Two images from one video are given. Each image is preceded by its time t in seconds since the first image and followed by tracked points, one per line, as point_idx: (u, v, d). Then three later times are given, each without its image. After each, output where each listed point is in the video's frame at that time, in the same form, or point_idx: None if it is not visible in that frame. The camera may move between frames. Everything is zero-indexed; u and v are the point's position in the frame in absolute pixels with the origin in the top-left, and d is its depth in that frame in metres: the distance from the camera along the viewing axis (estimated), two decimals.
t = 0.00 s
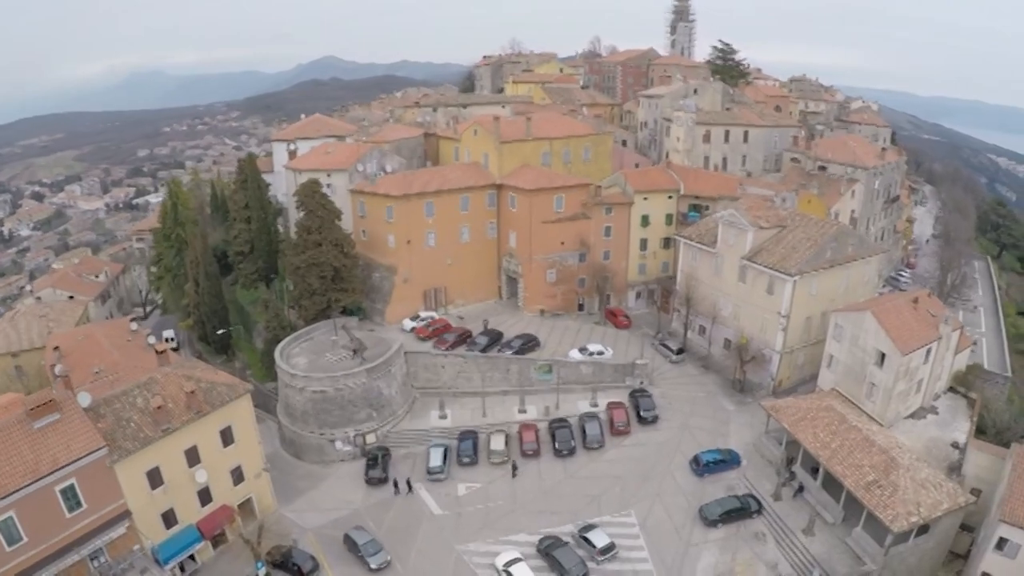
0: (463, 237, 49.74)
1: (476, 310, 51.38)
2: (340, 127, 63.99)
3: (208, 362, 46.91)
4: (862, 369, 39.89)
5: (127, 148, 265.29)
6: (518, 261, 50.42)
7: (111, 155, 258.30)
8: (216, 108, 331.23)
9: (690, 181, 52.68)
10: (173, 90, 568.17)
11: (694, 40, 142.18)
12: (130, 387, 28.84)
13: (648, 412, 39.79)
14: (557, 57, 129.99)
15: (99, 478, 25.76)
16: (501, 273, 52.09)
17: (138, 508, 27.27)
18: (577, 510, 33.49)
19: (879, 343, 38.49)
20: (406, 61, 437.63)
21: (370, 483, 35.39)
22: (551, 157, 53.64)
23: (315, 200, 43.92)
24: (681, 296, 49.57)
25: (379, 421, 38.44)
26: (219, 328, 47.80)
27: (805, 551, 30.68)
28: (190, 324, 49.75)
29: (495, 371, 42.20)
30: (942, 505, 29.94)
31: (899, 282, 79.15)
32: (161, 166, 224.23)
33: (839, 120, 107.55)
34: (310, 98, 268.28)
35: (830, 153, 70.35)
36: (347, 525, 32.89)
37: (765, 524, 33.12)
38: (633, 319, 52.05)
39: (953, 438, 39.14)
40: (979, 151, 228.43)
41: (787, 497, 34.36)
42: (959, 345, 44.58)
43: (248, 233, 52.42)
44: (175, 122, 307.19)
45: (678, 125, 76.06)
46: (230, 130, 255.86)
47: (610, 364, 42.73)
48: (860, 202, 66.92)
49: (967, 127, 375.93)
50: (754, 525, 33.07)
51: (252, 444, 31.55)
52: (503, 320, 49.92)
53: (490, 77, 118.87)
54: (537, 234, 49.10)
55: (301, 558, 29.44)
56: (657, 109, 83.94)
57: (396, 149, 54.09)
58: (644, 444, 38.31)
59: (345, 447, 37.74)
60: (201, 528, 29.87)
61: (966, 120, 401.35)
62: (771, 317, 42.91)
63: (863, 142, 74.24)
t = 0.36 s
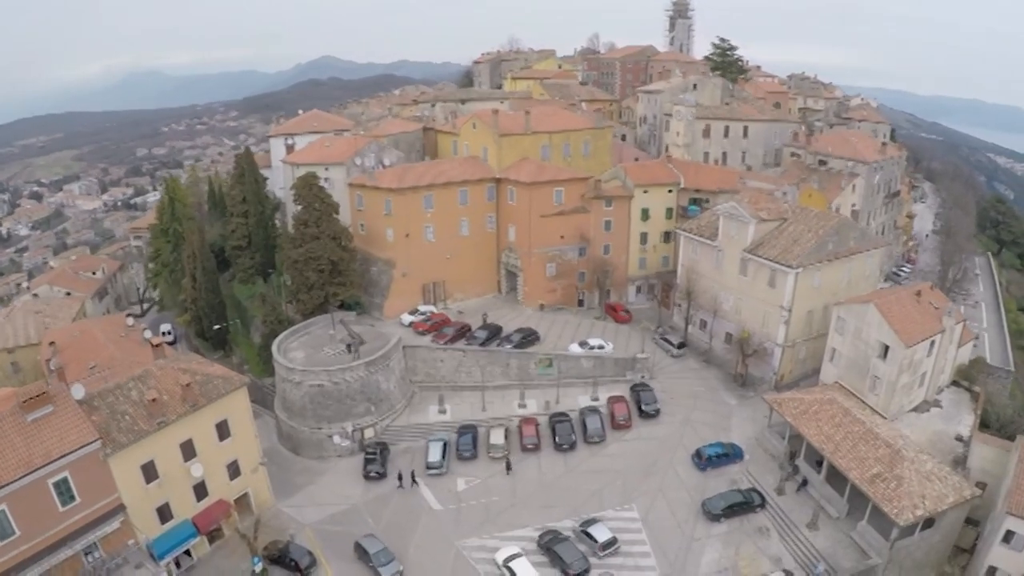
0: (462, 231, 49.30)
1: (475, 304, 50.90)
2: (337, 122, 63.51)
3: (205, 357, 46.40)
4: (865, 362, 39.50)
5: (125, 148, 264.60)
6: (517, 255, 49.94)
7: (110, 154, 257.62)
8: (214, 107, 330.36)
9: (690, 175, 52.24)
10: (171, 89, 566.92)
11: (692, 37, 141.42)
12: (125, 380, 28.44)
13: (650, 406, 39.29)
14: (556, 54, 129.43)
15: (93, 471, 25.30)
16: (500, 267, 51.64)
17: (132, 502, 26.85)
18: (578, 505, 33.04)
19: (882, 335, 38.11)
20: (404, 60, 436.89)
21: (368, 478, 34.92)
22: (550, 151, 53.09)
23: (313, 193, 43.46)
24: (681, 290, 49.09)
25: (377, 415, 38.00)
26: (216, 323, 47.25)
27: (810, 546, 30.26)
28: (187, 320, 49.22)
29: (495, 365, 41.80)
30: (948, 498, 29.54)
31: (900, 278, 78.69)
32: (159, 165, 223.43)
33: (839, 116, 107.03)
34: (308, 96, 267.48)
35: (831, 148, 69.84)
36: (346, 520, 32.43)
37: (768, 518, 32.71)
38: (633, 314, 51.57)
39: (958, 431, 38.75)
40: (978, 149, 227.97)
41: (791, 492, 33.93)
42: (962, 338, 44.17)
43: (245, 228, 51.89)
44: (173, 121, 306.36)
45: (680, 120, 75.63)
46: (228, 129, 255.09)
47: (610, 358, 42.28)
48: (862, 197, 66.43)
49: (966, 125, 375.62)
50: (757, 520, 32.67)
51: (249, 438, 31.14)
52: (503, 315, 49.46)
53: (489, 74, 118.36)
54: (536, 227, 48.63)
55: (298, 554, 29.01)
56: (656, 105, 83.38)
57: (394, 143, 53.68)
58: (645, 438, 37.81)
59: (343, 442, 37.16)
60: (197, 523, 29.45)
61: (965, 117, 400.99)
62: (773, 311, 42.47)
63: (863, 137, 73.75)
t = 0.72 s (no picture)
0: (465, 225, 48.97)
1: (478, 299, 50.59)
2: (340, 117, 63.21)
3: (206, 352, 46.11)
4: (872, 356, 39.11)
5: (129, 146, 264.79)
6: (520, 249, 49.58)
7: (113, 153, 257.75)
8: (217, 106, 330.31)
9: (695, 170, 51.80)
10: (175, 89, 566.57)
11: (697, 35, 140.46)
12: (124, 371, 28.21)
13: (654, 401, 38.88)
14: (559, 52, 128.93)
15: (90, 463, 25.05)
16: (503, 262, 51.32)
17: (130, 495, 26.58)
18: (581, 499, 32.69)
19: (889, 329, 37.72)
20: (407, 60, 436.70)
21: (369, 472, 34.58)
22: (554, 145, 52.56)
23: (315, 186, 43.20)
24: (685, 285, 48.61)
25: (379, 409, 37.71)
26: (218, 318, 46.92)
27: (815, 541, 29.90)
28: (189, 314, 48.93)
29: (497, 359, 41.49)
30: (955, 493, 29.17)
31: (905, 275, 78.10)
32: (162, 163, 223.37)
33: (843, 113, 106.38)
34: (311, 95, 267.27)
35: (836, 143, 69.24)
36: (347, 514, 32.13)
37: (774, 514, 32.36)
38: (637, 309, 51.16)
39: (964, 426, 38.33)
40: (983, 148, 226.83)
41: (796, 487, 33.58)
42: (969, 333, 43.72)
43: (247, 222, 51.57)
44: (176, 121, 306.45)
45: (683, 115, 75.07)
46: (231, 128, 255.03)
47: (614, 353, 41.91)
48: (867, 192, 65.90)
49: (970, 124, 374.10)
50: (762, 515, 32.33)
51: (249, 432, 30.88)
52: (505, 309, 49.15)
53: (492, 71, 117.98)
54: (539, 222, 48.33)
55: (298, 547, 28.74)
56: (660, 100, 82.83)
57: (397, 137, 53.40)
58: (649, 433, 37.39)
59: (344, 436, 36.94)
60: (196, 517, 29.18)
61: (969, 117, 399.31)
62: (778, 305, 42.03)
63: (868, 133, 73.13)
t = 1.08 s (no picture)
0: (464, 219, 48.67)
1: (477, 294, 50.27)
2: (338, 113, 62.88)
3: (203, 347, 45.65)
4: (873, 350, 38.83)
5: (128, 146, 264.37)
6: (520, 244, 49.18)
7: (112, 153, 257.14)
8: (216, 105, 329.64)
9: (694, 164, 51.37)
10: (173, 88, 565.76)
11: (696, 33, 139.50)
12: (120, 363, 27.87)
13: (654, 395, 38.54)
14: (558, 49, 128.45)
15: (85, 455, 24.85)
16: (502, 257, 50.98)
17: (124, 487, 26.32)
18: (582, 494, 32.34)
19: (890, 322, 37.44)
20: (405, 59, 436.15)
21: (367, 467, 34.27)
22: (553, 141, 52.37)
23: (312, 180, 42.85)
24: (685, 280, 48.24)
25: (377, 404, 37.38)
26: (215, 313, 46.43)
27: (818, 535, 29.62)
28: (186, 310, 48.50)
29: (496, 353, 41.12)
30: (959, 486, 28.88)
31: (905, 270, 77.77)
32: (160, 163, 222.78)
33: (841, 111, 105.99)
34: (308, 94, 266.49)
35: (836, 139, 68.97)
36: (345, 509, 31.78)
37: (776, 508, 32.08)
38: (637, 304, 50.82)
39: (966, 420, 38.05)
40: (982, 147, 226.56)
41: (798, 481, 33.30)
42: (970, 327, 43.43)
43: (245, 217, 51.13)
44: (175, 120, 305.87)
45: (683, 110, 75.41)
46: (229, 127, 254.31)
47: (614, 347, 41.57)
48: (867, 187, 65.43)
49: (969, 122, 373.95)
50: (764, 510, 32.06)
51: (245, 425, 30.56)
52: (505, 304, 48.80)
53: (491, 68, 117.64)
54: (538, 217, 47.86)
55: (295, 542, 28.43)
56: (660, 96, 82.38)
57: (395, 132, 53.16)
58: (649, 427, 37.09)
59: (342, 431, 36.58)
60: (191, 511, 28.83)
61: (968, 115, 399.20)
62: (779, 299, 41.71)
63: (867, 130, 72.50)
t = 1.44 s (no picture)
0: (488, 213, 48.41)
1: (500, 288, 49.91)
2: (362, 106, 62.90)
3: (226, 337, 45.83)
4: (901, 350, 37.91)
5: (155, 141, 267.88)
6: (543, 238, 48.61)
7: (139, 147, 260.65)
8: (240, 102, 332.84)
9: (721, 160, 50.46)
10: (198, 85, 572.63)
11: (723, 31, 136.01)
12: (140, 349, 28.04)
13: (677, 392, 38.01)
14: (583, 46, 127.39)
15: (103, 439, 24.94)
16: (526, 252, 50.51)
17: (142, 473, 26.44)
18: (603, 490, 31.85)
19: (919, 321, 36.49)
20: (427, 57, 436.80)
21: (387, 459, 34.09)
22: (578, 135, 50.82)
23: (336, 171, 42.89)
24: (711, 277, 47.45)
25: (398, 396, 37.26)
26: (237, 303, 46.61)
27: (842, 538, 28.93)
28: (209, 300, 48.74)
29: (519, 348, 40.92)
30: (987, 490, 28.06)
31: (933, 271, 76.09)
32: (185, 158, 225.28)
33: (869, 111, 103.86)
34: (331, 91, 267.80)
35: (863, 137, 67.00)
36: (363, 500, 31.61)
37: (800, 509, 31.42)
38: (661, 301, 50.03)
39: (996, 423, 37.03)
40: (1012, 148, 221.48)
41: (823, 482, 32.59)
42: (1002, 329, 42.24)
43: (268, 208, 51.25)
44: (200, 116, 309.31)
45: (709, 106, 74.09)
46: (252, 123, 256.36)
47: (638, 343, 41.05)
48: (896, 186, 63.69)
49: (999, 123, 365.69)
50: (788, 510, 31.42)
51: (264, 414, 30.62)
52: (528, 299, 48.30)
53: (516, 65, 117.08)
54: (563, 211, 47.41)
55: (312, 533, 28.30)
56: (686, 93, 81.24)
57: (420, 124, 53.03)
58: (672, 424, 36.53)
59: (362, 422, 36.52)
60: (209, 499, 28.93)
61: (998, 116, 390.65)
62: (806, 298, 40.86)
63: (895, 129, 70.54)
